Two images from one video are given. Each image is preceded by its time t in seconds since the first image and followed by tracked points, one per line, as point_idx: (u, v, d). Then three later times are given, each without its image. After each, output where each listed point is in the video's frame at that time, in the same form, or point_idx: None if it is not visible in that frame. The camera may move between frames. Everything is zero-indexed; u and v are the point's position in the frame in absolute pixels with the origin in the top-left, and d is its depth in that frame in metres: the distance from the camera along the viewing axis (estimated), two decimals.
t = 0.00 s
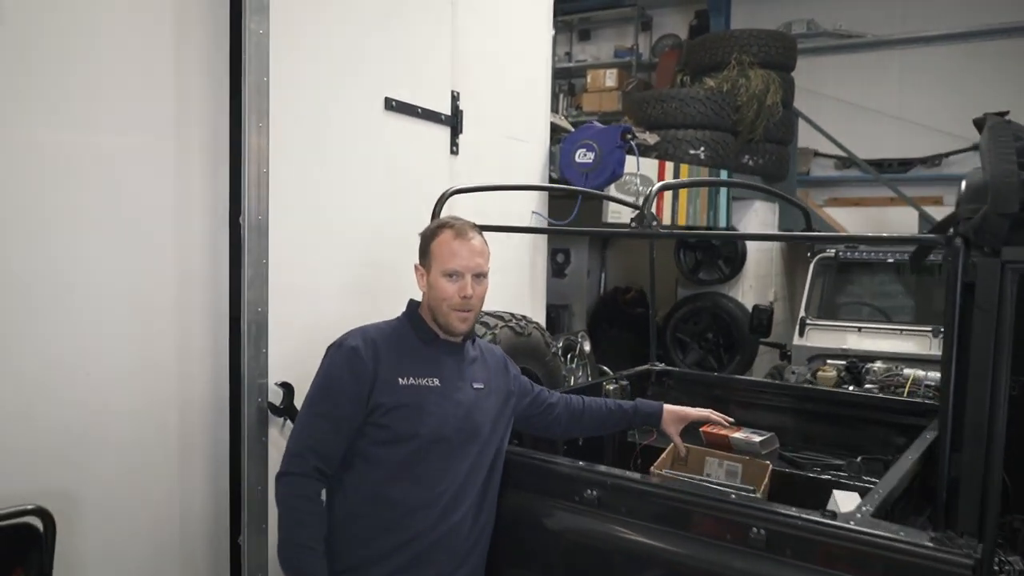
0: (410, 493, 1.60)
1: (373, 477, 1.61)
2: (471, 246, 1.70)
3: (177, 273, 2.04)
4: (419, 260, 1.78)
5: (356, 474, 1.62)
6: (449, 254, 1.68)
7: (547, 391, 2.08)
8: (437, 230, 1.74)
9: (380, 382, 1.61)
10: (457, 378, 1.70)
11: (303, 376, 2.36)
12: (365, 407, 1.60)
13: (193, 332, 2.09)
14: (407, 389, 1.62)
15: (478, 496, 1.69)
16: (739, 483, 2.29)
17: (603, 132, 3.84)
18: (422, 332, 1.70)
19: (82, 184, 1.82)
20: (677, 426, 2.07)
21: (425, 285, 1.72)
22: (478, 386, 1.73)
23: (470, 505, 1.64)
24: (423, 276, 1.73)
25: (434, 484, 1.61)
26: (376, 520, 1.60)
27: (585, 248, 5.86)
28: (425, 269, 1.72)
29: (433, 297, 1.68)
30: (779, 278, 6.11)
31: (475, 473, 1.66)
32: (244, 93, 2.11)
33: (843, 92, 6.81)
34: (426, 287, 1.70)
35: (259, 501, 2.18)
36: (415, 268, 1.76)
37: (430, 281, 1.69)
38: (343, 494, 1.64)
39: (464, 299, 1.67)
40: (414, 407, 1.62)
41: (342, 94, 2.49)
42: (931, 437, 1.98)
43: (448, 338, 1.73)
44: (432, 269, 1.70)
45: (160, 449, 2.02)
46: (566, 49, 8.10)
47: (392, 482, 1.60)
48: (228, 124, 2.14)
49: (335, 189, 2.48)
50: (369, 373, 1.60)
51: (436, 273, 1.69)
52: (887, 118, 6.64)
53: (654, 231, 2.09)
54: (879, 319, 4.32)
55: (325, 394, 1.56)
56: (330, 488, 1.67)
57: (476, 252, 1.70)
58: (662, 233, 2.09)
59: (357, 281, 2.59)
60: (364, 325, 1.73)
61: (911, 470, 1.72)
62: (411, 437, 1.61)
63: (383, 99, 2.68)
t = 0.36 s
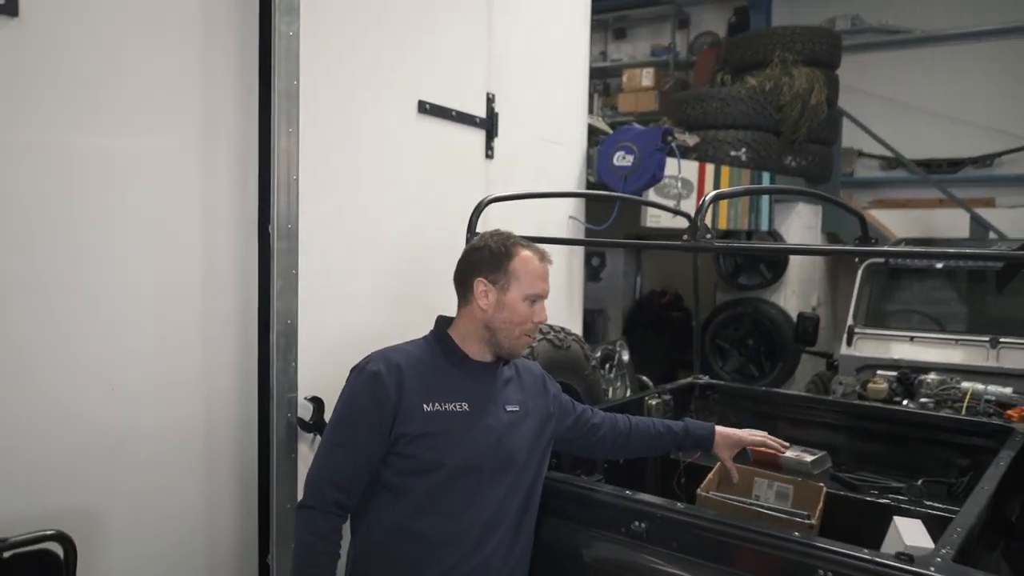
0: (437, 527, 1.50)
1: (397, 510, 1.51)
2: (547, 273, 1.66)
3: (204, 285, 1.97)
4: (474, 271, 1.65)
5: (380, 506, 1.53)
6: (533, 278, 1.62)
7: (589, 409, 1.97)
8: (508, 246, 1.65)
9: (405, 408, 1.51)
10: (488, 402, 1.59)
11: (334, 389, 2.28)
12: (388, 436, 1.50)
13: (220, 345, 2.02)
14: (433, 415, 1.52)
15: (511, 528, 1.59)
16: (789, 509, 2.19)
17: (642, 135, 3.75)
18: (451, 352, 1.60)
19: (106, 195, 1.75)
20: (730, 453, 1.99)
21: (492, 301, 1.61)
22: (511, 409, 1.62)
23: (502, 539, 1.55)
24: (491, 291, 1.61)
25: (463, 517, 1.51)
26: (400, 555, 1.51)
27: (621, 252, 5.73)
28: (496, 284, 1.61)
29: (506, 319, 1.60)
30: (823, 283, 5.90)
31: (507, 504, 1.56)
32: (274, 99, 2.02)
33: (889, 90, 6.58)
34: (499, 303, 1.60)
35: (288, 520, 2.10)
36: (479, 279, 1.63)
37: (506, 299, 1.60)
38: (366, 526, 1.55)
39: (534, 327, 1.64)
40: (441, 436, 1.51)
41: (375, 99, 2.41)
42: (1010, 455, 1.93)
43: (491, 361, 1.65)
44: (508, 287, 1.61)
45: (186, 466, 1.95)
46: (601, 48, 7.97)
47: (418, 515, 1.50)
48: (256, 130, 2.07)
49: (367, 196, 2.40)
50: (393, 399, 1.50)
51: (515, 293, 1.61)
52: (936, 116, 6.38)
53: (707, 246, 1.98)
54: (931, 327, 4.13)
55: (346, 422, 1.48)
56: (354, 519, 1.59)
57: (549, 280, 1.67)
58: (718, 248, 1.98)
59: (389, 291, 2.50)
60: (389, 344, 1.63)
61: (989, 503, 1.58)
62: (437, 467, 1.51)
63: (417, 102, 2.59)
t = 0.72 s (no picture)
0: (468, 556, 1.43)
1: (424, 540, 1.44)
2: (585, 288, 1.58)
3: (214, 293, 1.88)
4: (508, 281, 1.57)
5: (406, 534, 1.46)
6: (572, 293, 1.54)
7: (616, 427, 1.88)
8: (545, 257, 1.58)
9: (432, 429, 1.44)
10: (518, 422, 1.52)
11: (351, 402, 2.18)
12: (415, 460, 1.43)
13: (230, 356, 1.93)
14: (463, 437, 1.45)
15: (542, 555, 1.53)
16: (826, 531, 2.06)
17: (666, 137, 3.65)
18: (478, 370, 1.54)
19: (113, 203, 1.67)
20: (754, 460, 1.89)
21: (525, 315, 1.54)
22: (541, 429, 1.55)
23: (534, 566, 1.50)
24: (526, 305, 1.54)
25: (494, 545, 1.45)
26: None
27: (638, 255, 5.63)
28: (531, 298, 1.54)
29: (539, 336, 1.53)
30: (843, 288, 5.76)
31: (539, 530, 1.50)
32: (287, 97, 1.92)
33: (910, 91, 6.45)
34: (533, 318, 1.53)
35: (301, 539, 2.00)
36: (513, 291, 1.55)
37: (541, 314, 1.53)
38: (388, 557, 1.47)
39: (567, 345, 1.57)
40: (470, 460, 1.44)
41: (392, 99, 2.31)
42: None
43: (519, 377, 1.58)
44: (544, 302, 1.53)
45: (194, 483, 1.86)
46: (615, 48, 7.87)
47: (447, 545, 1.43)
48: (270, 134, 1.98)
49: (382, 200, 2.29)
50: (421, 420, 1.42)
51: (550, 308, 1.54)
52: (958, 118, 6.24)
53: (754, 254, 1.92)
54: (960, 335, 4.00)
55: (371, 446, 1.39)
56: (376, 550, 1.50)
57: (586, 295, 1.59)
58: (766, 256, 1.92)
59: (407, 299, 2.40)
60: (412, 360, 1.55)
61: None
62: (467, 493, 1.44)
63: (435, 103, 2.50)
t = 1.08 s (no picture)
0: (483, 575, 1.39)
1: (437, 558, 1.39)
2: (606, 293, 1.54)
3: (205, 293, 1.77)
4: (527, 286, 1.51)
5: (417, 553, 1.40)
6: (594, 299, 1.50)
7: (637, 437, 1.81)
8: (567, 261, 1.53)
9: (446, 443, 1.39)
10: (534, 434, 1.48)
11: (352, 407, 2.07)
12: (428, 474, 1.38)
13: (223, 360, 1.82)
14: (477, 451, 1.41)
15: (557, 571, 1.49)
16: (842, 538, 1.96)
17: (667, 130, 3.65)
18: (496, 378, 1.50)
19: (96, 200, 1.56)
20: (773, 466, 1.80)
21: (546, 322, 1.49)
22: (557, 439, 1.52)
23: None
24: (547, 312, 1.49)
25: (510, 563, 1.41)
26: None
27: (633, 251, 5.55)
28: (553, 304, 1.49)
29: (561, 344, 1.49)
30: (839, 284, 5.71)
31: (555, 547, 1.47)
32: (282, 88, 1.81)
33: (906, 85, 6.39)
34: (554, 325, 1.48)
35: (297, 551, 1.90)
36: (534, 297, 1.50)
37: (562, 321, 1.49)
38: None
39: (588, 352, 1.53)
40: (486, 475, 1.40)
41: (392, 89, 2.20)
42: None
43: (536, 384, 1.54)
44: (567, 309, 1.49)
45: (186, 495, 1.75)
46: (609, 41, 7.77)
47: (460, 564, 1.39)
48: (265, 126, 1.87)
49: (385, 196, 2.18)
50: (434, 433, 1.38)
51: (572, 315, 1.49)
52: (954, 112, 6.20)
53: (788, 257, 1.77)
54: (963, 332, 3.94)
55: (382, 460, 1.34)
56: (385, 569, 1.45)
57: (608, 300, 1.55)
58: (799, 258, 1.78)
59: (412, 300, 2.29)
60: (422, 369, 1.50)
61: None
62: (482, 509, 1.39)
63: (433, 93, 2.36)
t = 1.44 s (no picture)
0: (453, 558, 1.37)
1: (405, 542, 1.37)
2: (576, 267, 1.51)
3: (155, 272, 1.68)
4: (494, 260, 1.49)
5: (384, 536, 1.38)
6: (563, 272, 1.47)
7: (609, 416, 1.81)
8: (535, 233, 1.50)
9: (414, 423, 1.36)
10: (505, 413, 1.46)
11: (312, 387, 2.01)
12: (395, 456, 1.35)
13: (176, 341, 1.73)
14: (446, 432, 1.38)
15: (528, 553, 1.47)
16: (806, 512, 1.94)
17: (627, 105, 3.63)
18: (464, 355, 1.46)
19: (32, 174, 1.47)
20: (733, 418, 1.81)
21: (514, 297, 1.46)
22: (528, 419, 1.50)
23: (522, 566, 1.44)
24: (514, 285, 1.46)
25: (481, 545, 1.39)
26: None
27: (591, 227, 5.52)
28: (521, 278, 1.46)
29: (529, 318, 1.46)
30: (792, 259, 5.79)
31: (528, 528, 1.45)
32: (234, 57, 1.72)
33: (858, 62, 6.47)
34: (522, 300, 1.45)
35: (255, 536, 1.83)
36: (501, 271, 1.47)
37: (530, 295, 1.45)
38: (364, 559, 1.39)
39: (557, 327, 1.50)
40: (455, 456, 1.37)
41: (349, 60, 2.10)
42: None
43: (507, 362, 1.51)
44: (535, 283, 1.46)
45: (138, 483, 1.67)
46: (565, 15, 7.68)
47: (429, 548, 1.37)
48: (217, 96, 1.77)
49: (344, 170, 2.09)
50: (400, 413, 1.34)
51: (541, 288, 1.46)
52: (904, 90, 6.30)
53: (760, 231, 1.72)
54: (913, 306, 4.03)
55: (346, 441, 1.31)
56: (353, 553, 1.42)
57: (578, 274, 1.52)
58: (767, 229, 1.73)
59: (373, 277, 2.22)
60: (388, 348, 1.47)
61: None
62: (451, 491, 1.37)
63: (392, 65, 2.27)
